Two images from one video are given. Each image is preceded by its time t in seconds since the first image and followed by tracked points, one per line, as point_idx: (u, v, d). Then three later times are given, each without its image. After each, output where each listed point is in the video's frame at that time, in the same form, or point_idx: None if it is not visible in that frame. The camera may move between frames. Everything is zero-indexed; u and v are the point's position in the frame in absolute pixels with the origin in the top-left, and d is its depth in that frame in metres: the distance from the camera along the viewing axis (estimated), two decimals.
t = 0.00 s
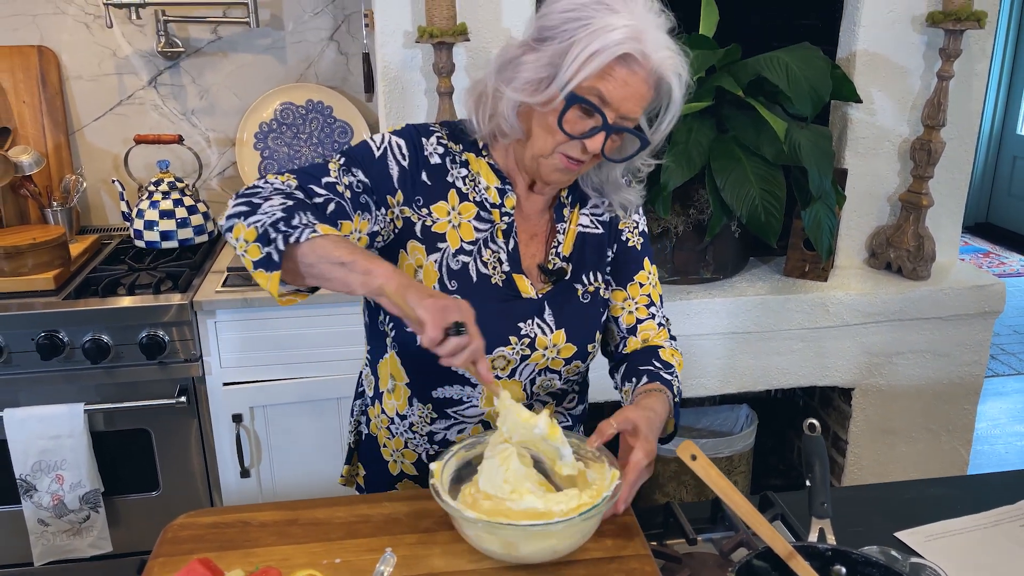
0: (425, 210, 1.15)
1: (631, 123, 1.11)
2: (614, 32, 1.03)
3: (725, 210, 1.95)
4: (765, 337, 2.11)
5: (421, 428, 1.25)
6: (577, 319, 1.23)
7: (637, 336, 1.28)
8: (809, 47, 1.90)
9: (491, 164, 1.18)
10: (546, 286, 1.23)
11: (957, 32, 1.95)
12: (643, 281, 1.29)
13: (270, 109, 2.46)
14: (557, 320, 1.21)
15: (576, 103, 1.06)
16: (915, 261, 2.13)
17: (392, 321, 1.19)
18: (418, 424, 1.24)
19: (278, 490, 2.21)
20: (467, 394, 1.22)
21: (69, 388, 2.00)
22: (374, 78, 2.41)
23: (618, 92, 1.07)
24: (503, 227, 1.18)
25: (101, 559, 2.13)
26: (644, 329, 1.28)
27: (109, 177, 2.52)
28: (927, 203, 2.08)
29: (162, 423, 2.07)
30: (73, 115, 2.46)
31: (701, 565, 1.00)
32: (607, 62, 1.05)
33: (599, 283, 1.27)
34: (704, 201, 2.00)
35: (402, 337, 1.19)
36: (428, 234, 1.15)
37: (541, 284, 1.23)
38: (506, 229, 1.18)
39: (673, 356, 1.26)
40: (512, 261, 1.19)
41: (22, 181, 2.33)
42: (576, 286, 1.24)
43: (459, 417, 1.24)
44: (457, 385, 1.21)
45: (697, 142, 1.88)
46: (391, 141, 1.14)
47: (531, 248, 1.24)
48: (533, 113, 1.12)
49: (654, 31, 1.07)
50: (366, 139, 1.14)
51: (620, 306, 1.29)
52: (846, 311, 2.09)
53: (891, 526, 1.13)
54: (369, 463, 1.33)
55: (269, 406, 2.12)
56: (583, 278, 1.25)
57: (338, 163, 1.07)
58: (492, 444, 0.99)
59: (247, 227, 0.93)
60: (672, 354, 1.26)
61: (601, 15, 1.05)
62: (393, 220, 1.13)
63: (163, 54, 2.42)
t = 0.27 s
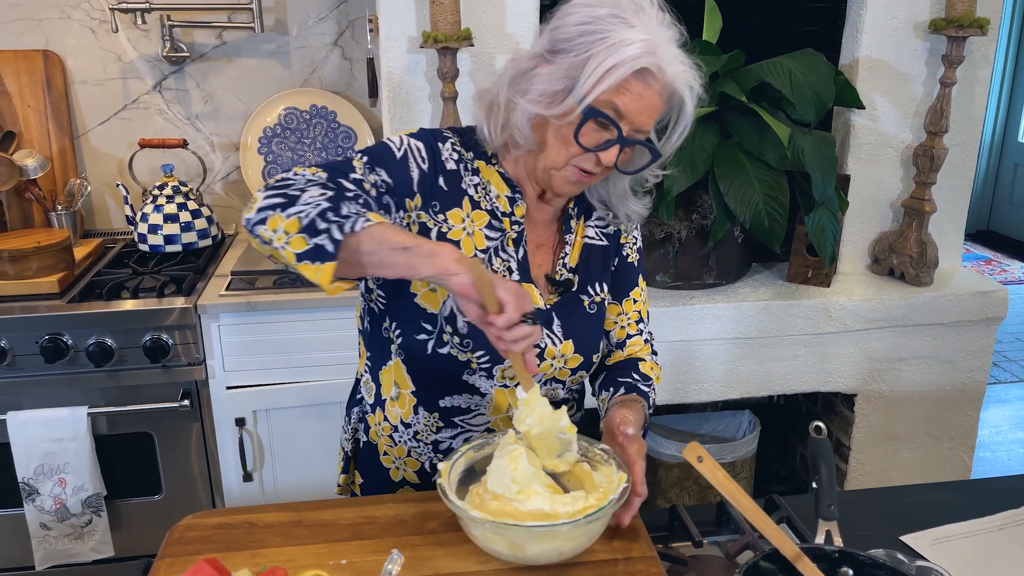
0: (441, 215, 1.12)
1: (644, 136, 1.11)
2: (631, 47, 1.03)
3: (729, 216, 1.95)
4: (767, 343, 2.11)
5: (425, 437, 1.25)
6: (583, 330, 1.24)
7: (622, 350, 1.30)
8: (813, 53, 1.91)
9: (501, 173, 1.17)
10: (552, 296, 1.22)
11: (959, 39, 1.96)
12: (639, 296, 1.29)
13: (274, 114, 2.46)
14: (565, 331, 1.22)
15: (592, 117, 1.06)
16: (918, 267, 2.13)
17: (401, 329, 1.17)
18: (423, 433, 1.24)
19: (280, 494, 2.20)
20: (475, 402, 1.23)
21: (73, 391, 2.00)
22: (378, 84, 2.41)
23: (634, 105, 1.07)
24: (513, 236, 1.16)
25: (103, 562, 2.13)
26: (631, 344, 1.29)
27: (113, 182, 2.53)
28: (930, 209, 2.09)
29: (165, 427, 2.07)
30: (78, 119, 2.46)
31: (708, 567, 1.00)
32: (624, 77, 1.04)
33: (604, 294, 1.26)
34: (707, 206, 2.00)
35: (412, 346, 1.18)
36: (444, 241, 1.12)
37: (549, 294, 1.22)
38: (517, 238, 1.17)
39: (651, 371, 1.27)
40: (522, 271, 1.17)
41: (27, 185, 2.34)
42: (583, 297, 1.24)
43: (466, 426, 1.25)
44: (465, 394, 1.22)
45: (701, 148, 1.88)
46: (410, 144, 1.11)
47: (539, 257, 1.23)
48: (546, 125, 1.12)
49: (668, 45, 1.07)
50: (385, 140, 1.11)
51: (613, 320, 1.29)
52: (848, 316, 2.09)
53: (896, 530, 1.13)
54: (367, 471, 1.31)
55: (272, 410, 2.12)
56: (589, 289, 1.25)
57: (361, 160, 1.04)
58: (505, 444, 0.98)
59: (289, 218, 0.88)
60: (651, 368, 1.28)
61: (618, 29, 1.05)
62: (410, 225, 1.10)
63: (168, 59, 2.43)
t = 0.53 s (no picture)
0: (461, 221, 1.11)
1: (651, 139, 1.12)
2: (641, 51, 1.04)
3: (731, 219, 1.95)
4: (769, 347, 2.11)
5: (429, 441, 1.25)
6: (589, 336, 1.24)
7: (614, 356, 1.29)
8: (814, 58, 1.92)
9: (512, 179, 1.17)
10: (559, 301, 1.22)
11: (961, 43, 1.96)
12: (635, 302, 1.29)
13: (278, 117, 2.47)
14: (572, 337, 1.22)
15: (602, 121, 1.07)
16: (920, 271, 2.14)
17: (410, 333, 1.17)
18: (427, 438, 1.24)
19: (283, 497, 2.21)
20: (482, 408, 1.24)
21: (76, 393, 2.01)
22: (382, 87, 2.42)
23: (643, 109, 1.08)
24: (524, 241, 1.16)
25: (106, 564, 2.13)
26: (623, 351, 1.28)
27: (117, 185, 2.53)
28: (932, 213, 2.09)
29: (168, 429, 2.07)
30: (82, 122, 2.47)
31: (712, 567, 1.01)
32: (633, 81, 1.05)
33: (608, 299, 1.27)
34: (710, 211, 2.01)
35: (421, 351, 1.18)
36: (461, 247, 1.11)
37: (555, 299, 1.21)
38: (527, 243, 1.16)
39: (640, 381, 1.26)
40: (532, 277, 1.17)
41: (31, 188, 2.35)
42: (589, 301, 1.24)
43: (472, 432, 1.25)
44: (473, 400, 1.23)
45: (704, 152, 1.88)
46: (434, 151, 1.09)
47: (546, 262, 1.24)
48: (554, 129, 1.12)
49: (675, 49, 1.08)
50: (409, 146, 1.08)
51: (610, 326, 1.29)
52: (851, 320, 2.09)
53: (900, 531, 1.13)
54: (367, 474, 1.31)
55: (274, 412, 2.12)
56: (594, 294, 1.25)
57: (393, 172, 1.01)
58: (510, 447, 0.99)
59: (343, 241, 0.86)
60: (641, 379, 1.27)
61: (626, 33, 1.05)
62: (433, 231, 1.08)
63: (172, 63, 2.44)
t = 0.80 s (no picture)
0: (464, 221, 1.11)
1: (647, 142, 1.13)
2: (634, 52, 1.04)
3: (733, 221, 1.96)
4: (770, 350, 2.11)
5: (433, 442, 1.25)
6: (592, 339, 1.24)
7: (616, 358, 1.31)
8: (816, 61, 1.93)
9: (514, 179, 1.17)
10: (562, 303, 1.22)
11: (963, 47, 1.96)
12: (638, 305, 1.30)
13: (281, 120, 2.48)
14: (574, 339, 1.22)
15: (594, 124, 1.07)
16: (922, 274, 2.14)
17: (412, 332, 1.17)
18: (430, 438, 1.25)
19: (285, 498, 2.21)
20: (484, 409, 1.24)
21: (79, 394, 2.01)
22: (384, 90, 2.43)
23: (637, 111, 1.08)
24: (527, 242, 1.16)
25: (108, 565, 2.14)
26: (626, 353, 1.30)
27: (120, 186, 2.54)
28: (933, 217, 2.10)
29: (170, 431, 2.07)
30: (86, 124, 2.48)
31: (714, 568, 1.01)
32: (626, 82, 1.06)
33: (611, 302, 1.27)
34: (712, 213, 2.01)
35: (424, 350, 1.18)
36: (463, 247, 1.11)
37: (558, 300, 1.22)
38: (530, 244, 1.17)
39: (641, 382, 1.29)
40: (534, 277, 1.18)
41: (35, 190, 2.37)
42: (592, 304, 1.24)
43: (475, 433, 1.25)
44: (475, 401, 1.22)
45: (705, 154, 1.89)
46: (438, 151, 1.08)
47: (549, 265, 1.24)
48: (551, 132, 1.13)
49: (671, 50, 1.09)
50: (411, 144, 1.07)
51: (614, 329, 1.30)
52: (852, 323, 2.09)
53: (902, 533, 1.14)
54: (371, 473, 1.31)
55: (277, 414, 2.13)
56: (597, 297, 1.25)
57: (395, 170, 1.01)
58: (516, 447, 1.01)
59: (324, 243, 0.86)
60: (643, 380, 1.29)
61: (620, 34, 1.06)
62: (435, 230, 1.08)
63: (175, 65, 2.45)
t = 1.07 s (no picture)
0: (459, 221, 1.11)
1: (644, 139, 1.12)
2: (622, 50, 1.04)
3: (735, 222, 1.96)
4: (772, 351, 2.11)
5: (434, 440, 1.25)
6: (592, 339, 1.23)
7: (618, 357, 1.31)
8: (818, 61, 1.92)
9: (516, 179, 1.17)
10: (562, 303, 1.22)
11: (965, 47, 1.96)
12: (642, 305, 1.29)
13: (282, 121, 2.48)
14: (572, 339, 1.21)
15: (585, 126, 1.07)
16: (923, 275, 2.14)
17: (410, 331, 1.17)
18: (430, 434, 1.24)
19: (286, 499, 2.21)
20: (482, 409, 1.24)
21: (81, 394, 2.01)
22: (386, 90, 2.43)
23: (630, 110, 1.08)
24: (526, 242, 1.16)
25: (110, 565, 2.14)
26: (628, 353, 1.30)
27: (122, 187, 2.54)
28: (935, 217, 2.09)
29: (171, 430, 2.07)
30: (88, 124, 2.48)
31: (716, 567, 1.01)
32: (616, 81, 1.05)
33: (614, 302, 1.26)
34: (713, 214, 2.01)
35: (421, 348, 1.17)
36: (459, 246, 1.12)
37: (558, 300, 1.22)
38: (530, 245, 1.17)
39: (644, 382, 1.28)
40: (534, 278, 1.17)
41: (37, 190, 2.37)
42: (593, 304, 1.24)
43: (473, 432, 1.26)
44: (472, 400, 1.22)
45: (707, 154, 1.90)
46: (428, 152, 1.08)
47: (549, 264, 1.24)
48: (545, 136, 1.13)
49: (663, 45, 1.08)
50: (403, 145, 1.06)
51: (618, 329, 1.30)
52: (855, 323, 2.09)
53: (905, 533, 1.13)
54: (373, 470, 1.31)
55: (278, 414, 2.13)
56: (598, 297, 1.24)
57: (379, 170, 1.00)
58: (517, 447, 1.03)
59: (277, 249, 0.85)
60: (645, 381, 1.28)
61: (608, 33, 1.05)
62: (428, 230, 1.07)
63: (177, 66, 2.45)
